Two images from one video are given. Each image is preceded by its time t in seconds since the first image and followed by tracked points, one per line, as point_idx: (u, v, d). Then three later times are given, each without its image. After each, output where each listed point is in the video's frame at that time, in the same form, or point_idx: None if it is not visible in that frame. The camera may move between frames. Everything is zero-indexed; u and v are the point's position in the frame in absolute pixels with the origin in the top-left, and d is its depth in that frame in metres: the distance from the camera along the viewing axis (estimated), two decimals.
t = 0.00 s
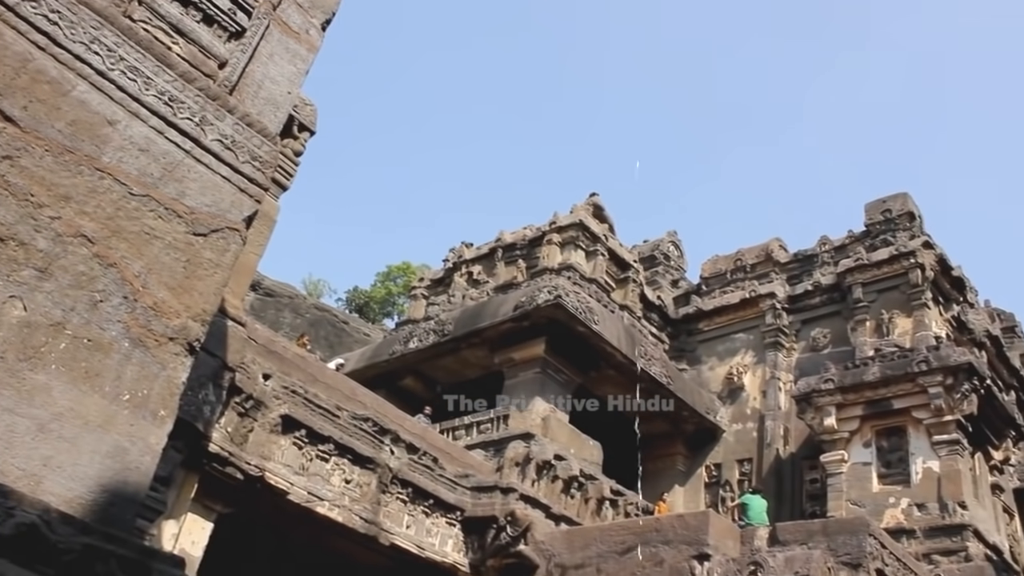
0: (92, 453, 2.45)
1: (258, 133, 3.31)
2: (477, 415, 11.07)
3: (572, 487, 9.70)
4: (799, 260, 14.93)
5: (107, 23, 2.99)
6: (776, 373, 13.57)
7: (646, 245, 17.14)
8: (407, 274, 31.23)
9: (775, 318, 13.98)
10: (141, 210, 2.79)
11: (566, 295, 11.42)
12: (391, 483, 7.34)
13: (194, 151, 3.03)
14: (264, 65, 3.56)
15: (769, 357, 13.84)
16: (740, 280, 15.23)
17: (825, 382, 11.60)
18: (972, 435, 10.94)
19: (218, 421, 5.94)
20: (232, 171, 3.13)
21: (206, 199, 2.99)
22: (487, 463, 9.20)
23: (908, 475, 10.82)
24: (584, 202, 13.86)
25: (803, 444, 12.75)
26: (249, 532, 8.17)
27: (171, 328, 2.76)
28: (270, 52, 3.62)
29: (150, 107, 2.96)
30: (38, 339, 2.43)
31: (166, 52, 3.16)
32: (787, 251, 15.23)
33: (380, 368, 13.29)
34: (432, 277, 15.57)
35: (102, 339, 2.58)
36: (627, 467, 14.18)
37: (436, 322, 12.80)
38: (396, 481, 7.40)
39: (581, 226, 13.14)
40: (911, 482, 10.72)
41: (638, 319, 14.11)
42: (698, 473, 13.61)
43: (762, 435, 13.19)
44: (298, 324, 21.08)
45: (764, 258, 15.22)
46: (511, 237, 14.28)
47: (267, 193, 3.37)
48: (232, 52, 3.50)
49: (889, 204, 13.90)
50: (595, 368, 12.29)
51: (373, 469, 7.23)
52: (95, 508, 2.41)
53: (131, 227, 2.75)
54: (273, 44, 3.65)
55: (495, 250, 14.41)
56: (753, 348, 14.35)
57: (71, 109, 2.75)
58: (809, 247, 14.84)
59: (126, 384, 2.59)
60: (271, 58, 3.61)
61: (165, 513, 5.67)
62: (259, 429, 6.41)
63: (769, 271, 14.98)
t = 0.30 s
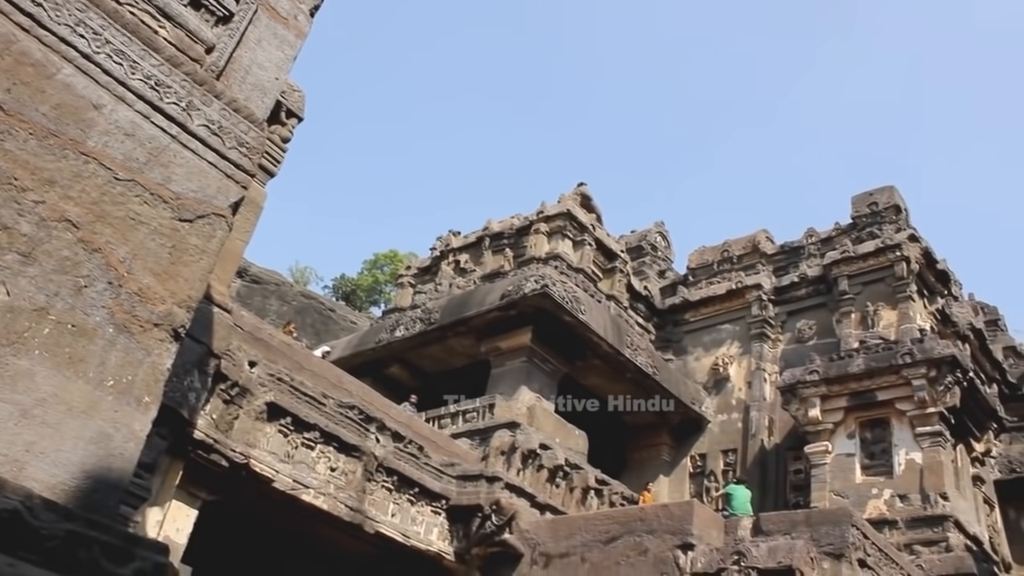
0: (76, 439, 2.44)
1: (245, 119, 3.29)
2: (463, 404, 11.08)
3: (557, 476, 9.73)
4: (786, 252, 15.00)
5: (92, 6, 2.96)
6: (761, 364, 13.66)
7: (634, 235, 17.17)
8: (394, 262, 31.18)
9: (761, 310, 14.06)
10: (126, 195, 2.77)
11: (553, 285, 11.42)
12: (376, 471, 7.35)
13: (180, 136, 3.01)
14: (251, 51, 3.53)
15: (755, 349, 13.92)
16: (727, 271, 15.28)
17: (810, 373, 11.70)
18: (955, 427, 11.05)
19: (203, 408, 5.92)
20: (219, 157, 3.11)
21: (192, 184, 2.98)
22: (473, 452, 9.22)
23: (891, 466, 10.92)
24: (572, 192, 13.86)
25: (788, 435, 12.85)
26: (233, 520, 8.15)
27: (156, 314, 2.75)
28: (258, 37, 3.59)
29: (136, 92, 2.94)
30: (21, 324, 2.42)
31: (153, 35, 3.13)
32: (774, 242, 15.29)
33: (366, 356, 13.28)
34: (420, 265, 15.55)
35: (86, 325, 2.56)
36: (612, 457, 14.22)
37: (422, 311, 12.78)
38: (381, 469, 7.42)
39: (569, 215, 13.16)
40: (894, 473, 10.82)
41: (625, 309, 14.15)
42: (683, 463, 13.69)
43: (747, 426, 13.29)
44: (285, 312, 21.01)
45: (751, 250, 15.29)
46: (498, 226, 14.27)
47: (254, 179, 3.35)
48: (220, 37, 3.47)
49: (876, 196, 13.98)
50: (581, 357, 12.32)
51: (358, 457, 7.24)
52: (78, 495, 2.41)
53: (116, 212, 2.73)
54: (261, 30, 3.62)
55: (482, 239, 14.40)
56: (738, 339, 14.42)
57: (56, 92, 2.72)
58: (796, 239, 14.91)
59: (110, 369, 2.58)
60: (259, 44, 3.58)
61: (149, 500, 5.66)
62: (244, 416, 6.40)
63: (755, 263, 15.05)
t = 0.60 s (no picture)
0: (55, 428, 2.42)
1: (227, 107, 3.27)
2: (445, 394, 11.09)
3: (539, 467, 9.76)
4: (768, 246, 15.10)
5: None
6: (743, 356, 13.77)
7: (617, 227, 17.22)
8: (377, 253, 31.09)
9: (743, 302, 14.15)
10: (106, 182, 2.75)
11: (535, 276, 11.43)
12: (358, 462, 7.35)
13: (161, 124, 2.99)
14: (234, 38, 3.50)
15: (736, 341, 14.02)
16: (709, 264, 15.36)
17: (791, 366, 11.81)
18: (933, 419, 11.18)
19: (184, 398, 5.89)
20: (200, 145, 3.08)
21: (173, 172, 2.96)
22: (455, 443, 9.24)
23: (870, 458, 11.04)
24: (555, 183, 13.87)
25: (768, 427, 12.96)
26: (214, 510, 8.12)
27: (136, 303, 2.73)
28: (240, 25, 3.56)
29: (116, 78, 2.91)
30: None
31: (134, 21, 3.10)
32: (756, 235, 15.39)
33: (348, 347, 13.25)
34: (402, 256, 15.51)
35: (65, 313, 2.54)
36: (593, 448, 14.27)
37: (405, 302, 12.75)
38: (362, 460, 7.41)
39: (552, 207, 13.17)
40: (873, 466, 10.94)
41: (607, 300, 14.19)
42: (664, 455, 13.77)
43: (728, 418, 13.38)
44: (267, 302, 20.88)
45: (733, 242, 15.38)
46: (481, 217, 14.26)
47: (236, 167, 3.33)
48: (202, 24, 3.44)
49: (858, 190, 14.10)
50: (563, 349, 12.36)
51: (340, 447, 7.23)
52: (56, 484, 2.40)
53: (95, 200, 2.71)
54: (243, 17, 3.60)
55: (465, 230, 14.39)
56: (720, 331, 14.51)
57: (34, 78, 2.69)
58: (778, 232, 15.01)
59: (89, 358, 2.56)
60: (242, 31, 3.55)
61: (129, 490, 5.64)
62: (225, 406, 6.37)
63: (737, 256, 15.14)
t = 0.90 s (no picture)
0: (34, 414, 2.41)
1: (211, 93, 3.25)
2: (428, 384, 11.09)
3: (520, 458, 9.79)
4: (751, 240, 15.19)
5: None
6: (725, 350, 13.86)
7: (602, 219, 17.26)
8: (361, 242, 30.97)
9: (726, 296, 14.23)
10: (87, 167, 2.73)
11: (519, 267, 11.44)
12: (339, 451, 7.34)
13: (144, 108, 2.96)
14: (218, 23, 3.47)
15: (719, 334, 14.10)
16: (693, 257, 15.43)
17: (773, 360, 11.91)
18: (912, 414, 11.31)
19: (165, 386, 5.87)
20: (183, 130, 3.06)
21: (155, 158, 2.94)
22: (437, 433, 9.25)
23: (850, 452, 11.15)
24: (540, 174, 13.87)
25: (749, 420, 13.07)
26: (196, 497, 8.08)
27: (117, 289, 2.71)
28: (224, 10, 3.53)
29: (98, 62, 2.88)
30: None
31: (116, 5, 3.07)
32: (740, 229, 15.47)
33: (330, 336, 13.21)
34: (386, 246, 15.47)
35: (45, 299, 2.52)
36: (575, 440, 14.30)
37: (388, 291, 12.73)
38: (344, 449, 7.41)
39: (536, 198, 13.18)
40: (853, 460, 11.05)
41: (591, 292, 14.22)
42: (645, 447, 13.84)
43: (709, 410, 13.48)
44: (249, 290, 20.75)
45: (717, 236, 15.45)
46: (466, 208, 14.24)
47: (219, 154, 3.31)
48: (186, 8, 3.41)
49: (841, 186, 14.20)
50: (546, 340, 12.38)
51: (321, 436, 7.22)
52: (35, 470, 2.39)
53: (76, 184, 2.69)
54: (228, 2, 3.56)
55: (450, 220, 14.37)
56: (703, 324, 14.59)
57: (14, 60, 2.66)
58: (762, 227, 15.10)
59: (69, 344, 2.55)
60: (226, 17, 3.52)
61: (109, 477, 5.61)
62: (207, 394, 6.34)
63: (721, 249, 15.22)
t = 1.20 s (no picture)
0: (21, 402, 2.41)
1: (201, 82, 3.23)
2: (416, 375, 11.10)
3: (508, 450, 9.81)
4: (741, 233, 15.24)
5: None
6: (714, 343, 13.91)
7: (592, 212, 17.29)
8: (351, 233, 30.89)
9: (715, 289, 14.28)
10: (75, 154, 2.72)
11: (509, 259, 11.44)
12: (327, 441, 7.35)
13: (132, 96, 2.95)
14: (208, 11, 3.44)
15: (707, 328, 14.16)
16: (682, 250, 15.47)
17: (761, 353, 11.98)
18: (899, 408, 11.39)
19: (153, 375, 5.85)
20: (172, 119, 3.05)
21: (144, 145, 2.93)
22: (425, 424, 9.25)
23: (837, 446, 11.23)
24: (530, 166, 13.86)
25: (737, 414, 13.14)
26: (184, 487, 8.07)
27: (105, 277, 2.71)
28: None
29: (87, 49, 2.87)
30: None
31: None
32: (729, 223, 15.52)
33: (319, 326, 13.19)
34: (376, 237, 15.44)
35: (32, 287, 2.51)
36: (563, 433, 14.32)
37: (378, 282, 12.71)
38: (332, 439, 7.41)
39: (526, 190, 13.18)
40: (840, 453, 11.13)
41: (580, 285, 14.23)
42: (634, 439, 13.89)
43: (698, 403, 13.54)
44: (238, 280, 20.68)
45: (706, 230, 15.50)
46: (456, 199, 14.23)
47: (209, 142, 3.30)
48: None
49: (831, 181, 14.26)
50: (535, 332, 12.40)
51: (310, 427, 7.22)
52: (22, 458, 2.39)
53: (64, 171, 2.67)
54: None
55: (440, 211, 14.35)
56: (692, 317, 14.64)
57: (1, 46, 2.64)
58: (752, 220, 15.15)
59: (56, 332, 2.54)
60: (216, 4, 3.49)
61: (96, 466, 5.61)
62: (195, 383, 6.33)
63: (710, 243, 15.27)
